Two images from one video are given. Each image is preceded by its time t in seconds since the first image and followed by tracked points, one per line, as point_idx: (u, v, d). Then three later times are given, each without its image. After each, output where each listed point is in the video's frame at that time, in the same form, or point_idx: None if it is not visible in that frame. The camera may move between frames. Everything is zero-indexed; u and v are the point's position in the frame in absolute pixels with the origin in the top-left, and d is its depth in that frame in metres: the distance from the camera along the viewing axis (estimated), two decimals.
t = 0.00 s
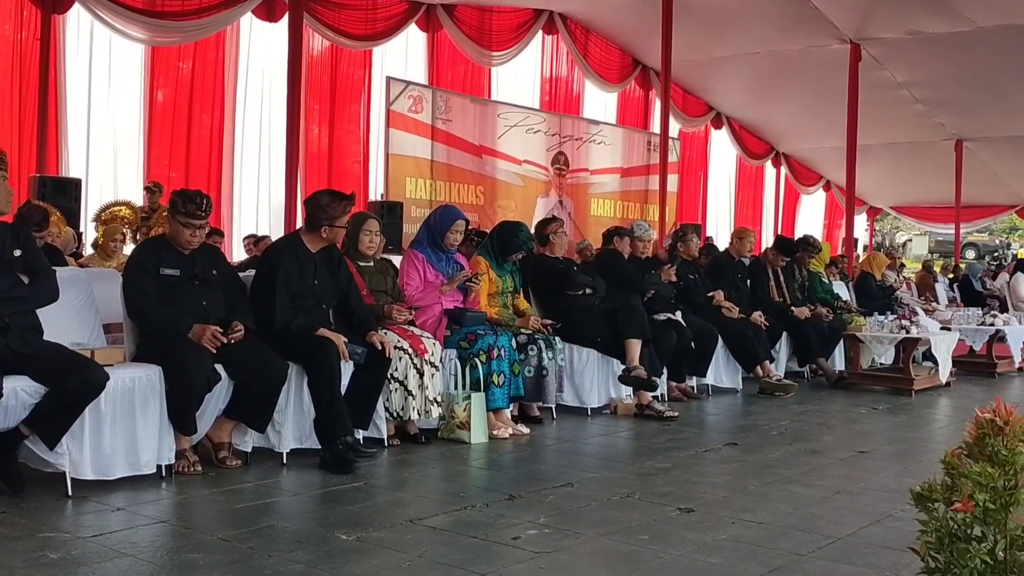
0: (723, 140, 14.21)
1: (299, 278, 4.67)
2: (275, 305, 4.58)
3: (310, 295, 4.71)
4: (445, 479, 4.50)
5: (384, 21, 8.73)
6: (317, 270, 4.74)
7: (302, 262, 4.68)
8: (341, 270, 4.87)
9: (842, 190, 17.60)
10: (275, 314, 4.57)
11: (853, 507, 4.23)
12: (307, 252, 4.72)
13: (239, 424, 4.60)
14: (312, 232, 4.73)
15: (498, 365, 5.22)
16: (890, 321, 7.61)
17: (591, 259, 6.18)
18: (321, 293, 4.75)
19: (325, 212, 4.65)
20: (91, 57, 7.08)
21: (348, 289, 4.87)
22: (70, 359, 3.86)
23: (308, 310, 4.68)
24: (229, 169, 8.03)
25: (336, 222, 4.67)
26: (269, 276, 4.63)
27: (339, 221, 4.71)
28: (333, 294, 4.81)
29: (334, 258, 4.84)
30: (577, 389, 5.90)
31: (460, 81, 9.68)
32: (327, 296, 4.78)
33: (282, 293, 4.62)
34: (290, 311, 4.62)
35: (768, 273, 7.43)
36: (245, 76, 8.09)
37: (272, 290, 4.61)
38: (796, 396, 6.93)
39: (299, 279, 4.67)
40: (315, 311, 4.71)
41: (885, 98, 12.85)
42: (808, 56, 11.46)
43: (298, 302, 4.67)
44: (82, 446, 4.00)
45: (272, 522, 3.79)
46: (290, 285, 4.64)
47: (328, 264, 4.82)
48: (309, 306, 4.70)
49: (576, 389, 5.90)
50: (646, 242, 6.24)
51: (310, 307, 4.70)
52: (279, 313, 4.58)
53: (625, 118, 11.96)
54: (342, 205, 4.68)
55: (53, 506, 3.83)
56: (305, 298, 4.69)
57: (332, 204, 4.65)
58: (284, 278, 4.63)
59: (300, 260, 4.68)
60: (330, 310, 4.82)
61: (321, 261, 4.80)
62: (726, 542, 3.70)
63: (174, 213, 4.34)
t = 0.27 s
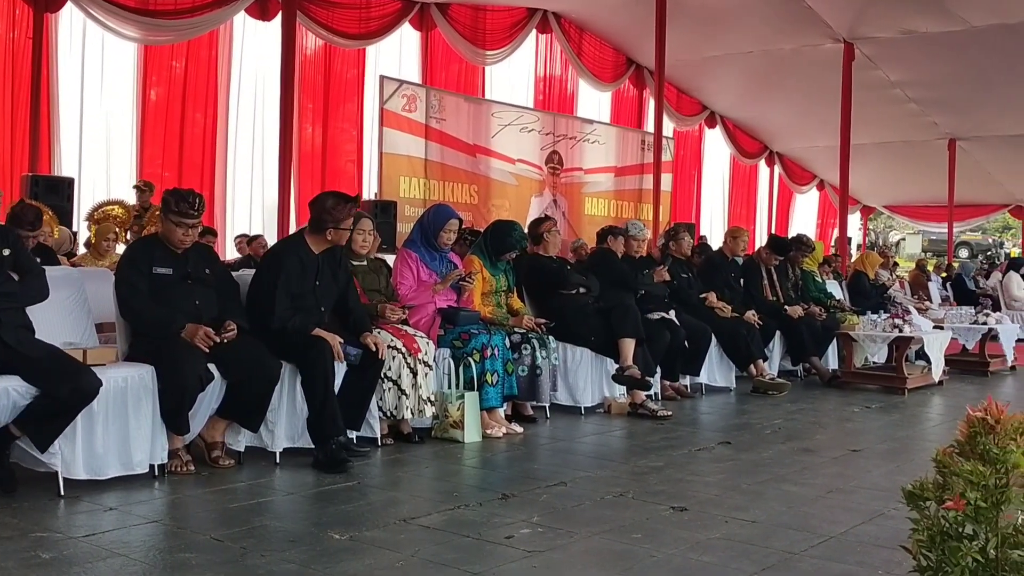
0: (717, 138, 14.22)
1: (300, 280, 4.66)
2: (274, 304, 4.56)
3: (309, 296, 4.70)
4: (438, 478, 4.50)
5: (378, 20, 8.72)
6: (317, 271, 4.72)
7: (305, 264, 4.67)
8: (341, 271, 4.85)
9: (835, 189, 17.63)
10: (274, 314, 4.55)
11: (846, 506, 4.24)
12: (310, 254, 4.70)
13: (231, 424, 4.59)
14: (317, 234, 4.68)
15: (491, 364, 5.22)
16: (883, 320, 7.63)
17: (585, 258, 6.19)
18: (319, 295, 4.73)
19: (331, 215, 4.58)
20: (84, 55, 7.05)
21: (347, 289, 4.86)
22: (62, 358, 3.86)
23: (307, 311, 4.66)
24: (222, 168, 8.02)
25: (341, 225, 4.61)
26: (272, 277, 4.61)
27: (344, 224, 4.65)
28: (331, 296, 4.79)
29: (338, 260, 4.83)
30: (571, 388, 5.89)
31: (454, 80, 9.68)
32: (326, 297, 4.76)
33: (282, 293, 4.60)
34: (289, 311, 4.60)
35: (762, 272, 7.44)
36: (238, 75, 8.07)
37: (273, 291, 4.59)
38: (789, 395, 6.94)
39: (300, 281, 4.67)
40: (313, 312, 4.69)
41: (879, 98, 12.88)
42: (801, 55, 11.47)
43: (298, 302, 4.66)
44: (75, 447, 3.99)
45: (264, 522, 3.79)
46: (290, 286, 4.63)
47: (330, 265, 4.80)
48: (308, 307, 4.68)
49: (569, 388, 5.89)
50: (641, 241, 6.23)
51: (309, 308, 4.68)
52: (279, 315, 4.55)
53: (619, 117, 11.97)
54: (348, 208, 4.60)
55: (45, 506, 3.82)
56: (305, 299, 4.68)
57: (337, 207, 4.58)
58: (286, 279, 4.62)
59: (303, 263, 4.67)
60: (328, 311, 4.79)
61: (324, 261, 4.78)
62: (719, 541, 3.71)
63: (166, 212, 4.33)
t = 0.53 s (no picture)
0: (708, 137, 14.24)
1: (298, 280, 4.64)
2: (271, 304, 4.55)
3: (304, 296, 4.67)
4: (430, 477, 4.49)
5: (369, 18, 8.71)
6: (315, 271, 4.70)
7: (305, 264, 4.65)
8: (335, 270, 4.81)
9: (827, 188, 17.67)
10: (269, 314, 4.53)
11: (836, 504, 4.25)
12: (310, 255, 4.67)
13: (222, 423, 4.58)
14: (317, 235, 4.66)
15: (482, 363, 5.22)
16: (873, 319, 7.66)
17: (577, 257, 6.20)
18: (315, 295, 4.70)
19: (333, 217, 4.57)
20: (73, 54, 7.03)
21: (339, 291, 4.84)
22: (51, 358, 3.84)
23: (304, 311, 4.64)
24: (213, 167, 7.99)
25: (342, 228, 4.60)
26: (271, 277, 4.61)
27: (345, 226, 4.64)
28: (326, 296, 4.76)
29: (337, 264, 4.84)
30: (562, 387, 5.89)
31: (445, 78, 9.68)
32: (320, 298, 4.73)
33: (279, 293, 4.58)
34: (285, 311, 4.58)
35: (753, 270, 7.46)
36: (229, 74, 8.05)
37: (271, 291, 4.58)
38: (780, 393, 6.96)
39: (298, 281, 4.64)
40: (308, 313, 4.66)
41: (870, 97, 12.91)
42: (792, 55, 11.49)
43: (295, 303, 4.64)
44: (64, 447, 3.98)
45: (255, 521, 3.78)
46: (286, 286, 4.60)
47: (328, 266, 4.78)
48: (304, 307, 4.66)
49: (561, 387, 5.90)
50: (632, 239, 6.26)
51: (303, 308, 4.65)
52: (276, 316, 4.53)
53: (610, 116, 11.98)
54: (349, 211, 4.60)
55: (34, 506, 3.81)
56: (302, 299, 4.65)
57: (339, 210, 4.58)
58: (285, 280, 4.60)
59: (303, 264, 4.65)
60: (321, 312, 4.76)
61: (322, 260, 4.76)
62: (709, 539, 3.71)
63: (156, 210, 4.32)
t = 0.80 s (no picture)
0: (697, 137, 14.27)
1: (292, 280, 4.60)
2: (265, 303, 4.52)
3: (296, 296, 4.63)
4: (418, 477, 4.49)
5: (358, 17, 8.70)
6: (308, 271, 4.67)
7: (299, 265, 4.62)
8: (327, 270, 4.77)
9: (815, 187, 17.72)
10: (264, 313, 4.51)
11: (824, 503, 4.26)
12: (304, 254, 4.65)
13: (210, 423, 4.57)
14: (311, 236, 4.68)
15: (471, 362, 5.22)
16: (860, 318, 7.70)
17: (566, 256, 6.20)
18: (306, 295, 4.66)
19: (327, 218, 4.60)
20: (60, 52, 6.99)
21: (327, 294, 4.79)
22: (37, 357, 3.82)
23: (296, 310, 4.60)
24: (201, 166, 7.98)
25: (337, 230, 4.63)
26: (266, 279, 4.57)
27: (340, 228, 4.67)
28: (317, 296, 4.72)
29: (327, 264, 4.78)
30: (551, 386, 5.89)
31: (434, 77, 9.67)
32: (311, 298, 4.69)
33: (273, 292, 4.54)
34: (277, 310, 4.54)
35: (741, 269, 7.48)
36: (217, 72, 8.03)
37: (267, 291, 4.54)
38: (768, 392, 6.97)
39: (292, 280, 4.61)
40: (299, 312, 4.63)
41: (859, 96, 12.95)
42: (781, 54, 11.52)
43: (291, 303, 4.61)
44: (51, 447, 3.96)
45: (243, 521, 3.77)
46: (280, 285, 4.57)
47: (320, 267, 4.74)
48: (297, 307, 4.63)
49: (550, 386, 5.90)
50: (621, 239, 6.29)
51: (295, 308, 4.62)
52: (271, 315, 4.50)
53: (600, 115, 11.99)
54: (344, 212, 4.64)
55: (21, 506, 3.79)
56: (294, 299, 4.62)
57: (333, 211, 4.60)
58: (280, 279, 4.57)
59: (297, 264, 4.62)
60: (311, 311, 4.73)
61: (315, 261, 4.73)
62: (697, 538, 3.72)
63: (143, 209, 4.30)
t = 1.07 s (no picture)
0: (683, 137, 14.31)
1: (279, 281, 4.56)
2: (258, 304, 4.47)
3: (284, 296, 4.59)
4: (403, 476, 4.48)
5: (344, 16, 8.67)
6: (295, 272, 4.64)
7: (286, 266, 4.59)
8: (312, 270, 4.73)
9: (801, 187, 17.79)
10: (261, 315, 4.47)
11: (808, 501, 4.27)
12: (290, 254, 4.62)
13: (194, 423, 4.55)
14: (298, 237, 4.64)
15: (457, 361, 5.22)
16: (845, 316, 7.73)
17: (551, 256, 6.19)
18: (293, 295, 4.63)
19: (315, 219, 4.59)
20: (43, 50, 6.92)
21: (312, 295, 4.76)
22: (19, 357, 3.80)
23: (284, 310, 4.57)
24: (186, 165, 7.94)
25: (325, 231, 4.61)
26: (257, 280, 4.55)
27: (327, 229, 4.66)
28: (303, 296, 4.69)
29: (314, 264, 4.76)
30: (537, 385, 5.89)
31: (420, 76, 9.65)
32: (297, 298, 4.66)
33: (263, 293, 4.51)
34: (269, 310, 4.49)
35: (727, 269, 7.50)
36: (202, 71, 7.99)
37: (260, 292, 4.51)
38: (754, 391, 6.99)
39: (280, 281, 4.57)
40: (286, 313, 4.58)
41: (844, 96, 13.00)
42: (766, 54, 11.56)
43: (282, 304, 4.57)
44: (33, 447, 3.93)
45: (227, 522, 3.75)
46: (272, 286, 4.53)
47: (307, 268, 4.71)
48: (286, 308, 4.59)
49: (536, 385, 5.90)
50: (606, 237, 6.34)
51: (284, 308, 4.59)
52: (267, 317, 4.47)
53: (586, 114, 12.01)
54: (332, 214, 4.62)
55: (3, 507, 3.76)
56: (282, 299, 4.57)
57: (321, 212, 4.59)
58: (270, 280, 4.53)
59: (285, 264, 4.58)
60: (298, 312, 4.69)
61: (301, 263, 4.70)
62: (682, 537, 3.73)
63: (126, 208, 4.28)
